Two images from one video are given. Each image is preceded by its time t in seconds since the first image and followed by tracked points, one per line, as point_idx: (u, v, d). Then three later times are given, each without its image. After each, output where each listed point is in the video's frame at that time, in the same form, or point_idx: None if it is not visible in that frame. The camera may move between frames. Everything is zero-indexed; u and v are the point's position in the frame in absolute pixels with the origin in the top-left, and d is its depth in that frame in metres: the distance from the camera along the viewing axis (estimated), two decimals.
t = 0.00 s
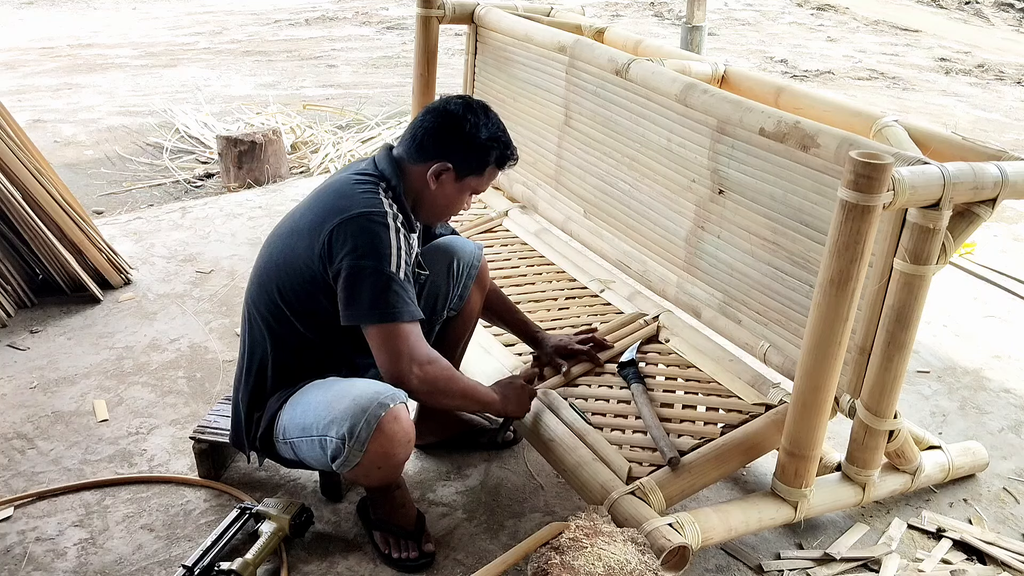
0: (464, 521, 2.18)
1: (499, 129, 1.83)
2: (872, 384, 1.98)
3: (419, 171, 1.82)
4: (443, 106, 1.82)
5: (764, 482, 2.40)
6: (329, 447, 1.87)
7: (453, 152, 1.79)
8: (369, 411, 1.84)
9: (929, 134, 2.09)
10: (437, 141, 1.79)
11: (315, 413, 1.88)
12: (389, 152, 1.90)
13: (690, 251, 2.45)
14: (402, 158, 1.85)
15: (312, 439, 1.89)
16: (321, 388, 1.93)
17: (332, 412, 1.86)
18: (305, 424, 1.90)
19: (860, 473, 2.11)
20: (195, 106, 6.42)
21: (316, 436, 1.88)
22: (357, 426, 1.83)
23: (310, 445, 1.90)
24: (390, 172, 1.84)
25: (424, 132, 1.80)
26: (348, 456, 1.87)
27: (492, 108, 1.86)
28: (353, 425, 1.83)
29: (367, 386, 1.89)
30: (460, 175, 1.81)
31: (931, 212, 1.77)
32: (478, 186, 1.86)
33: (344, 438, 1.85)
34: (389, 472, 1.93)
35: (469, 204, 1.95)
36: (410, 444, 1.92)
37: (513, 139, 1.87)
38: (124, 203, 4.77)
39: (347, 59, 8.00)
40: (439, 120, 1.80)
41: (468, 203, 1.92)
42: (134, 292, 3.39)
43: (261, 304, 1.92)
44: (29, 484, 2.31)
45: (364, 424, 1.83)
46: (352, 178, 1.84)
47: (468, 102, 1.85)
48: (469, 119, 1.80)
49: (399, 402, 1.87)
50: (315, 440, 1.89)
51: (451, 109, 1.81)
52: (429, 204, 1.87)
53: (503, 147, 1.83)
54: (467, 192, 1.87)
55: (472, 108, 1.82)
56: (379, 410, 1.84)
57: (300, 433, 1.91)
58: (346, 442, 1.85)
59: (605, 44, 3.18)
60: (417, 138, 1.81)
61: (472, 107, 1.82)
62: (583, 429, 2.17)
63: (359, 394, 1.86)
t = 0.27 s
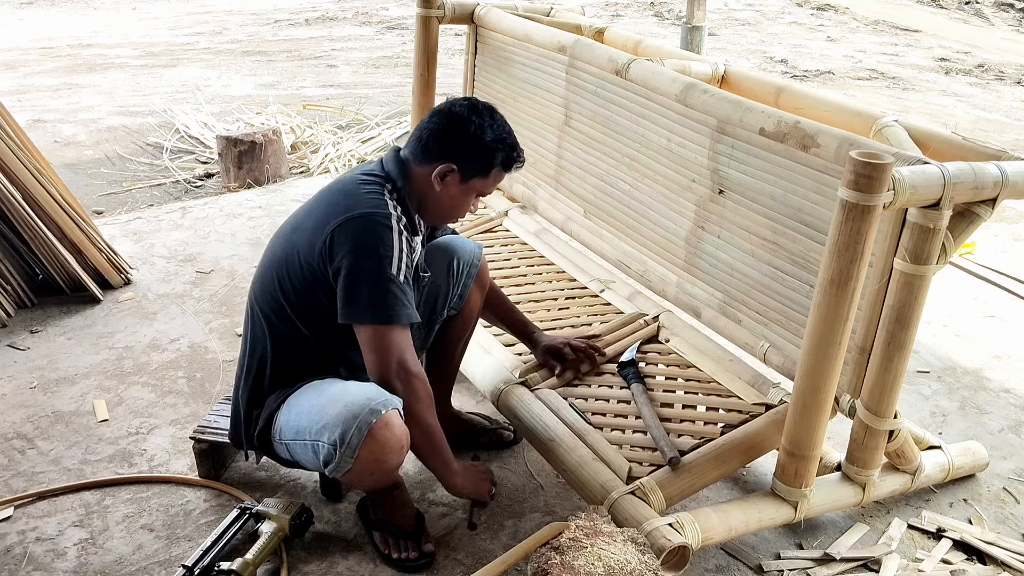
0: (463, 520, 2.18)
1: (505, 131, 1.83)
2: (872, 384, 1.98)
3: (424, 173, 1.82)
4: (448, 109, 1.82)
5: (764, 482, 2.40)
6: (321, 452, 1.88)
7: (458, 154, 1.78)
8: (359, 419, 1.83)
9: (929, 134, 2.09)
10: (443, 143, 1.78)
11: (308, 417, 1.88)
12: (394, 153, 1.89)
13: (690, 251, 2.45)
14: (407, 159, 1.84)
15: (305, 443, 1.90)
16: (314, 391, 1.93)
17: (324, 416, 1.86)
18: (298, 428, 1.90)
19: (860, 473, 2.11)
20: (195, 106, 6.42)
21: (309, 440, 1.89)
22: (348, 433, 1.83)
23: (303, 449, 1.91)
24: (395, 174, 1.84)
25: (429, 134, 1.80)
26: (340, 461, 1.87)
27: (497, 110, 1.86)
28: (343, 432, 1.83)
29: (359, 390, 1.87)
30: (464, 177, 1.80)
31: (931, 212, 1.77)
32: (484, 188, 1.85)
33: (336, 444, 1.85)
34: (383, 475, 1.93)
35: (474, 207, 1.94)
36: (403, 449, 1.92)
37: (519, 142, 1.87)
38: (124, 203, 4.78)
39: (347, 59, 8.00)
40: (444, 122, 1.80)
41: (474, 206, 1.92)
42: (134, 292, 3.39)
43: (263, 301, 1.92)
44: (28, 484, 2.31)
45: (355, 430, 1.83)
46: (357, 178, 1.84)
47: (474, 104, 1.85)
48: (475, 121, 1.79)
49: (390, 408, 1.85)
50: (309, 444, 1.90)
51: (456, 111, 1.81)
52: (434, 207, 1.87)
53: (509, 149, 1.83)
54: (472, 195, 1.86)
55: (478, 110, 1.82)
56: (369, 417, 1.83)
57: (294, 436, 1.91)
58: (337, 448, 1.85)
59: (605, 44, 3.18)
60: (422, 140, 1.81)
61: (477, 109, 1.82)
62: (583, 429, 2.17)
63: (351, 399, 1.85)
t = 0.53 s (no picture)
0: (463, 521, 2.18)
1: (512, 135, 1.82)
2: (872, 384, 1.98)
3: (432, 177, 1.82)
4: (456, 113, 1.81)
5: (764, 482, 2.40)
6: (325, 451, 1.88)
7: (464, 158, 1.78)
8: (365, 417, 1.83)
9: (929, 134, 2.09)
10: (449, 146, 1.78)
11: (312, 416, 1.88)
12: (402, 156, 1.89)
13: (690, 251, 2.45)
14: (414, 163, 1.84)
15: (309, 442, 1.90)
16: (318, 391, 1.93)
17: (328, 415, 1.86)
18: (301, 427, 1.90)
19: (860, 473, 2.11)
20: (195, 107, 6.42)
21: (313, 439, 1.89)
22: (352, 432, 1.83)
23: (307, 448, 1.91)
24: (403, 176, 1.84)
25: (437, 138, 1.80)
26: (344, 460, 1.87)
27: (505, 113, 1.86)
28: (348, 430, 1.84)
29: (364, 390, 1.87)
30: (471, 180, 1.80)
31: (931, 212, 1.77)
32: (491, 191, 1.85)
33: (340, 443, 1.85)
34: (386, 475, 1.94)
35: (482, 209, 1.94)
36: (407, 449, 1.92)
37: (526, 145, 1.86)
38: (124, 203, 4.78)
39: (347, 59, 8.00)
40: (452, 126, 1.79)
41: (481, 209, 1.91)
42: (134, 292, 3.39)
43: (267, 300, 1.93)
44: (29, 484, 2.31)
45: (359, 430, 1.83)
46: (364, 181, 1.84)
47: (481, 108, 1.84)
48: (481, 124, 1.79)
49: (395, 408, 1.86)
50: (312, 443, 1.90)
51: (464, 115, 1.80)
52: (441, 210, 1.87)
53: (515, 153, 1.82)
54: (478, 198, 1.85)
55: (485, 114, 1.81)
56: (374, 416, 1.83)
57: (297, 435, 1.91)
58: (342, 447, 1.85)
59: (605, 44, 3.18)
60: (430, 143, 1.81)
61: (484, 113, 1.82)
62: (583, 429, 2.17)
63: (356, 398, 1.86)
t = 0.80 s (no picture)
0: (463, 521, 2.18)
1: (504, 124, 1.82)
2: (872, 384, 1.98)
3: (430, 174, 1.82)
4: (447, 108, 1.81)
5: (764, 482, 2.40)
6: (327, 449, 1.88)
7: (460, 152, 1.78)
8: (367, 415, 1.82)
9: (929, 134, 2.09)
10: (444, 142, 1.78)
11: (315, 414, 1.88)
12: (398, 155, 1.89)
13: (690, 251, 2.45)
14: (411, 161, 1.84)
15: (311, 441, 1.90)
16: (320, 389, 1.92)
17: (331, 413, 1.86)
18: (304, 426, 1.90)
19: (860, 473, 2.11)
20: (195, 106, 6.42)
21: (315, 437, 1.88)
22: (354, 429, 1.83)
23: (309, 446, 1.91)
24: (401, 175, 1.84)
25: (430, 135, 1.80)
26: (347, 458, 1.87)
27: (497, 105, 1.86)
28: (350, 428, 1.83)
29: (366, 387, 1.87)
30: (469, 175, 1.80)
31: (931, 212, 1.77)
32: (489, 183, 1.85)
33: (342, 440, 1.85)
34: (388, 474, 1.93)
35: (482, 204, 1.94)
36: (409, 447, 1.92)
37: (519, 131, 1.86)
38: (124, 203, 4.78)
39: (347, 59, 8.00)
40: (444, 122, 1.79)
41: (481, 202, 1.92)
42: (134, 292, 3.39)
43: (267, 300, 1.93)
44: (28, 484, 2.31)
45: (361, 428, 1.83)
46: (362, 180, 1.84)
47: (472, 100, 1.84)
48: (474, 118, 1.79)
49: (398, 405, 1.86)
50: (315, 442, 1.89)
51: (454, 109, 1.80)
52: (441, 205, 1.87)
53: (510, 140, 1.83)
54: (477, 193, 1.85)
55: (476, 107, 1.81)
56: (377, 413, 1.83)
57: (299, 433, 1.91)
58: (344, 445, 1.85)
59: (605, 44, 3.18)
60: (424, 140, 1.80)
61: (475, 105, 1.81)
62: (583, 429, 2.17)
63: (358, 396, 1.85)
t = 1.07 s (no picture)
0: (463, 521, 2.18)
1: (506, 128, 1.81)
2: (872, 384, 1.98)
3: (431, 176, 1.82)
4: (448, 110, 1.79)
5: (764, 482, 2.40)
6: (330, 447, 1.87)
7: (461, 155, 1.77)
8: (370, 411, 1.84)
9: (929, 134, 2.09)
10: (446, 146, 1.77)
11: (317, 412, 1.88)
12: (399, 154, 1.89)
13: (690, 251, 2.45)
14: (412, 162, 1.84)
15: (313, 439, 1.89)
16: (321, 388, 1.93)
17: (333, 411, 1.86)
18: (305, 424, 1.89)
19: (860, 473, 2.11)
20: (195, 106, 6.42)
21: (318, 435, 1.88)
22: (358, 426, 1.83)
23: (310, 444, 1.90)
24: (402, 176, 1.84)
25: (432, 137, 1.79)
26: (349, 456, 1.87)
27: (497, 106, 1.84)
28: (354, 425, 1.83)
29: (368, 386, 1.89)
30: (470, 178, 1.80)
31: (932, 212, 1.77)
32: (490, 185, 1.85)
33: (345, 438, 1.85)
34: (390, 472, 1.94)
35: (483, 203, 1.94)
36: (410, 445, 1.93)
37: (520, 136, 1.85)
38: (124, 203, 4.78)
39: (347, 59, 8.00)
40: (446, 125, 1.78)
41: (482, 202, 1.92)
42: (134, 292, 3.39)
43: (267, 299, 1.93)
44: (29, 484, 2.31)
45: (365, 425, 1.84)
46: (362, 181, 1.83)
47: (474, 102, 1.82)
48: (474, 120, 1.78)
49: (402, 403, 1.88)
50: (316, 440, 1.89)
51: (456, 112, 1.79)
52: (442, 207, 1.87)
53: (512, 146, 1.82)
54: (477, 194, 1.86)
55: (478, 109, 1.80)
56: (380, 410, 1.84)
57: (301, 432, 1.90)
58: (347, 442, 1.85)
59: (605, 44, 3.18)
60: (425, 142, 1.80)
61: (477, 108, 1.80)
62: (583, 429, 2.17)
63: (361, 393, 1.87)
